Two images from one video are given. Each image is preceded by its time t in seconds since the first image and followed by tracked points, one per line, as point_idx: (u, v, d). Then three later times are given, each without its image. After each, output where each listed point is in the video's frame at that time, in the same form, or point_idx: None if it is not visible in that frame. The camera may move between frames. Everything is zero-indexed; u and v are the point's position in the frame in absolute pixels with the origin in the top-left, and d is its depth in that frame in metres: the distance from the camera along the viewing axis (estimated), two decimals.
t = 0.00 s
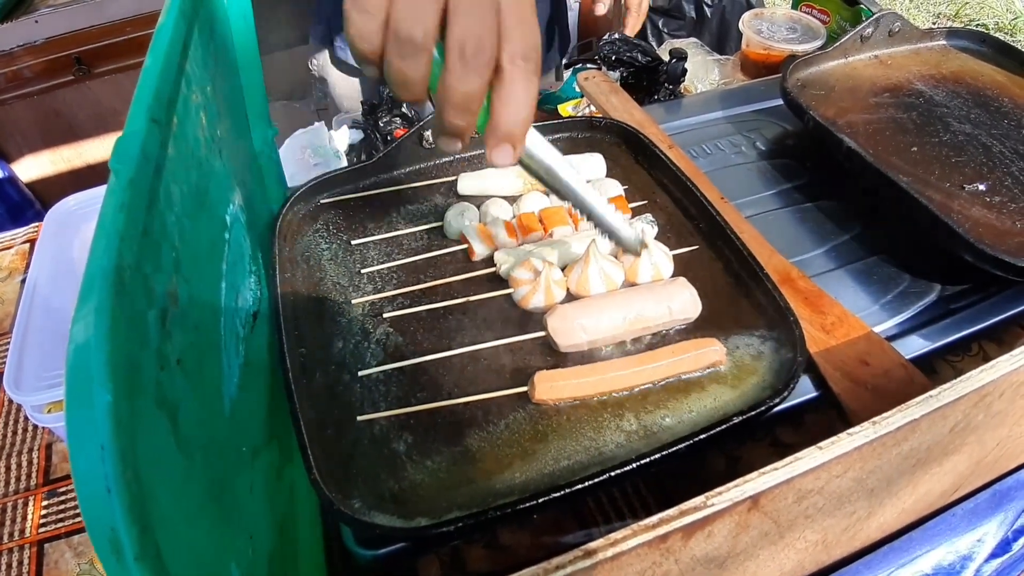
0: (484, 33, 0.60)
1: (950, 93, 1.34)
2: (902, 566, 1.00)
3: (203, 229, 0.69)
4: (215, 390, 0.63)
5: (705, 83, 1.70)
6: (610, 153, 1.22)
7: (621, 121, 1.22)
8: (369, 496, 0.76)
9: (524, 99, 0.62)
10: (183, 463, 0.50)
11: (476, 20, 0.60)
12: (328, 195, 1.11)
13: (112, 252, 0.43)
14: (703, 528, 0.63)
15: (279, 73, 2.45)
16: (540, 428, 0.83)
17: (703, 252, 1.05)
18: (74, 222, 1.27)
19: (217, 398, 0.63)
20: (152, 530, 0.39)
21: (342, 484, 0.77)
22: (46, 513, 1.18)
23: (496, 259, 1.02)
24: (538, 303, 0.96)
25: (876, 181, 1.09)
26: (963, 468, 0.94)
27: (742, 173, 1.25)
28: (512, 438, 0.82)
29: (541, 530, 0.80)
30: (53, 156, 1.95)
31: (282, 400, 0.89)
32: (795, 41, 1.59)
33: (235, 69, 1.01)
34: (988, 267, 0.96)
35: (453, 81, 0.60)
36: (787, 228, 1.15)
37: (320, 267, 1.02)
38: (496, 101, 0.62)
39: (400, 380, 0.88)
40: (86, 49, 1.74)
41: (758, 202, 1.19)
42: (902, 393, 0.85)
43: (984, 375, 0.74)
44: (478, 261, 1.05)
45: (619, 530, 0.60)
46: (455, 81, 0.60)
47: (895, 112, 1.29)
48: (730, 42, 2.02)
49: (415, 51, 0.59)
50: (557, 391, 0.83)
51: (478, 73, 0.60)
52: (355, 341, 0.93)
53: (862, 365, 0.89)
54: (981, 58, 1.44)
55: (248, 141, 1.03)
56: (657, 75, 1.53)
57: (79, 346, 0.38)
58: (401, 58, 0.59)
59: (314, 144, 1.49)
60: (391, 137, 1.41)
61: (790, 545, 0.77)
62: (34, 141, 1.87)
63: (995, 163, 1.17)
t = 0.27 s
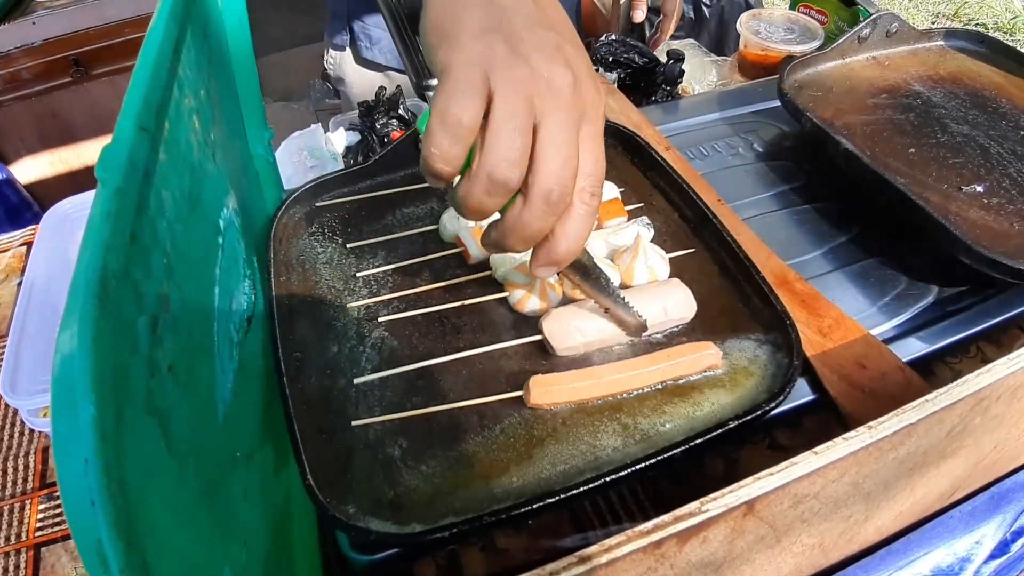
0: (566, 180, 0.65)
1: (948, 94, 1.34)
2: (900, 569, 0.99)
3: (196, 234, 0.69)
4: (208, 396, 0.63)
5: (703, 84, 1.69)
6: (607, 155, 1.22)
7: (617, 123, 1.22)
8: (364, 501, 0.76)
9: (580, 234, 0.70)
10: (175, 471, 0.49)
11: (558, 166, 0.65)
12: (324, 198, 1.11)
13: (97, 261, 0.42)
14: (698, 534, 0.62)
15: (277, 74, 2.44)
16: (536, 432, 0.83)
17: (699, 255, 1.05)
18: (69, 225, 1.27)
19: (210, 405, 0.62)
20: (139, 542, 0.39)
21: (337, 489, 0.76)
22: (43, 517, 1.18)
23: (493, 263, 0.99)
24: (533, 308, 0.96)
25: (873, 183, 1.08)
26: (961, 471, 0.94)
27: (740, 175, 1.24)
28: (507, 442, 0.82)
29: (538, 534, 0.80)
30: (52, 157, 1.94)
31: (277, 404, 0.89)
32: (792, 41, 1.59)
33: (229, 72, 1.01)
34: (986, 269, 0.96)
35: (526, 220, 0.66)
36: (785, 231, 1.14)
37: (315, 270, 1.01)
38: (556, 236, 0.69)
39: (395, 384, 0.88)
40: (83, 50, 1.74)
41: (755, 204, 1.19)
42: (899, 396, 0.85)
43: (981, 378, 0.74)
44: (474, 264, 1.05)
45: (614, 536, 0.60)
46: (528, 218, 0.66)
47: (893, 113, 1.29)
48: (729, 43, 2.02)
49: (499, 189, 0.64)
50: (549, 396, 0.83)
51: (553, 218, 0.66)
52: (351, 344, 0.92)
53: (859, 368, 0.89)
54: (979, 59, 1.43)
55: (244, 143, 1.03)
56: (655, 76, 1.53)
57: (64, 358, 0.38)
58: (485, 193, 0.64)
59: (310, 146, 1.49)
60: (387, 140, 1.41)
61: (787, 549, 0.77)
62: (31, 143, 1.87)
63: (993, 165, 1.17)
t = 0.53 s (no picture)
0: (572, 122, 0.58)
1: (948, 92, 1.34)
2: (901, 566, 0.99)
3: (197, 231, 0.69)
4: (209, 392, 0.63)
5: (703, 82, 1.69)
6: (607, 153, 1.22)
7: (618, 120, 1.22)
8: (365, 497, 0.76)
9: (596, 188, 0.62)
10: (176, 466, 0.50)
11: (561, 105, 0.58)
12: (325, 196, 1.11)
13: (99, 256, 0.42)
14: (700, 530, 0.62)
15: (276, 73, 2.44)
16: (537, 429, 0.83)
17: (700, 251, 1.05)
18: (69, 222, 1.26)
19: (212, 401, 0.62)
20: (141, 535, 0.39)
21: (338, 485, 0.76)
22: (43, 515, 1.18)
23: (493, 261, 1.02)
24: (533, 306, 0.96)
25: (874, 180, 1.08)
26: (962, 467, 0.94)
27: (740, 172, 1.24)
28: (509, 439, 0.82)
29: (540, 530, 0.80)
30: (51, 156, 1.94)
31: (278, 401, 0.89)
32: (792, 39, 1.59)
33: (230, 70, 1.01)
34: (986, 266, 0.96)
35: (530, 169, 0.58)
36: (785, 228, 1.14)
37: (316, 267, 1.01)
38: (567, 193, 0.61)
39: (396, 381, 0.88)
40: (82, 50, 1.73)
41: (755, 201, 1.19)
42: (900, 392, 0.85)
43: (982, 374, 0.74)
44: (475, 261, 1.05)
45: (616, 532, 0.60)
46: (532, 166, 0.58)
47: (893, 111, 1.29)
48: (729, 41, 2.02)
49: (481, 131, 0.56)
50: (551, 393, 0.83)
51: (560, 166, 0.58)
52: (352, 341, 0.92)
53: (859, 365, 0.89)
54: (979, 57, 1.43)
55: (244, 141, 1.02)
56: (655, 74, 1.53)
57: (66, 352, 0.38)
58: (474, 137, 0.56)
59: (309, 145, 1.49)
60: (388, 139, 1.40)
61: (789, 545, 0.77)
62: (31, 142, 1.87)
63: (993, 162, 1.17)
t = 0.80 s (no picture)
0: (595, 243, 0.69)
1: (951, 90, 1.34)
2: (905, 563, 0.99)
3: (202, 226, 0.69)
4: (214, 388, 0.63)
5: (705, 80, 1.69)
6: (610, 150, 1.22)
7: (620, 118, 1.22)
8: (369, 494, 0.76)
9: (603, 298, 0.76)
10: (182, 461, 0.49)
11: (585, 227, 0.69)
12: (327, 194, 1.11)
13: (108, 248, 0.42)
14: (705, 526, 0.62)
15: (278, 71, 2.44)
16: (541, 426, 0.83)
17: (703, 249, 1.05)
18: (72, 220, 1.26)
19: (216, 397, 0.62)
20: (150, 528, 0.38)
21: (342, 482, 0.76)
22: (46, 513, 1.18)
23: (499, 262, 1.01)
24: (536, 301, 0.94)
25: (878, 178, 1.08)
26: (966, 465, 0.94)
27: (743, 170, 1.24)
28: (513, 436, 0.82)
29: (543, 527, 0.80)
30: (53, 155, 1.94)
31: (281, 398, 0.89)
32: (795, 37, 1.59)
33: (233, 67, 1.01)
34: (990, 263, 0.95)
35: (550, 281, 0.71)
36: (788, 225, 1.14)
37: (319, 265, 1.01)
38: (583, 299, 0.76)
39: (400, 378, 0.88)
40: (83, 49, 1.73)
41: (758, 199, 1.19)
42: (903, 390, 0.85)
43: (987, 371, 0.73)
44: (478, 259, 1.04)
45: (621, 528, 0.60)
46: (551, 279, 0.71)
47: (896, 109, 1.29)
48: (731, 38, 2.01)
49: (505, 244, 0.65)
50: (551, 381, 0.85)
51: (576, 280, 0.71)
52: (355, 339, 0.92)
53: (863, 362, 0.89)
54: (982, 54, 1.43)
55: (247, 138, 1.02)
56: (657, 72, 1.53)
57: (75, 344, 0.38)
58: (499, 253, 0.67)
59: (312, 143, 1.50)
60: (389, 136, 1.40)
61: (793, 542, 0.76)
62: (33, 141, 1.87)
63: (997, 160, 1.17)
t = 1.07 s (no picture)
0: (586, 205, 0.59)
1: (952, 90, 1.34)
2: (906, 563, 0.99)
3: (205, 228, 0.69)
4: (217, 389, 0.63)
5: (706, 80, 1.69)
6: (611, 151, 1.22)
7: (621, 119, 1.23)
8: (372, 495, 0.76)
9: (601, 259, 0.65)
10: (187, 462, 0.50)
11: (578, 187, 0.59)
12: (328, 194, 1.11)
13: (115, 250, 0.42)
14: (708, 527, 0.62)
15: (278, 72, 2.44)
16: (544, 426, 0.83)
17: (704, 249, 1.05)
18: (74, 221, 1.26)
19: (220, 398, 0.62)
20: (157, 529, 0.39)
21: (345, 483, 0.77)
22: (48, 514, 1.18)
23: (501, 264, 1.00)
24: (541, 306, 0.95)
25: (879, 178, 1.08)
26: (967, 465, 0.94)
27: (744, 170, 1.24)
28: (514, 437, 0.82)
29: (546, 528, 0.80)
30: (53, 156, 1.94)
31: (284, 400, 0.89)
32: (796, 37, 1.59)
33: (235, 68, 1.01)
34: (991, 263, 0.96)
35: (540, 245, 0.60)
36: (789, 226, 1.14)
37: (321, 265, 1.02)
38: (574, 261, 0.64)
39: (402, 380, 0.88)
40: (84, 49, 1.73)
41: (759, 199, 1.19)
42: (905, 390, 0.86)
43: (989, 371, 0.74)
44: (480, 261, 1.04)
45: (624, 528, 0.60)
46: (541, 243, 0.60)
47: (897, 109, 1.29)
48: (731, 39, 2.01)
49: (494, 211, 0.56)
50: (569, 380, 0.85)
51: (569, 245, 0.60)
52: (358, 339, 0.92)
53: (865, 362, 0.89)
54: (983, 54, 1.43)
55: (249, 139, 1.03)
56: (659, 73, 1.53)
57: (82, 345, 0.38)
58: (489, 214, 0.56)
59: (314, 143, 1.49)
60: (391, 137, 1.41)
61: (794, 543, 0.77)
62: (34, 142, 1.87)
63: (998, 160, 1.17)
